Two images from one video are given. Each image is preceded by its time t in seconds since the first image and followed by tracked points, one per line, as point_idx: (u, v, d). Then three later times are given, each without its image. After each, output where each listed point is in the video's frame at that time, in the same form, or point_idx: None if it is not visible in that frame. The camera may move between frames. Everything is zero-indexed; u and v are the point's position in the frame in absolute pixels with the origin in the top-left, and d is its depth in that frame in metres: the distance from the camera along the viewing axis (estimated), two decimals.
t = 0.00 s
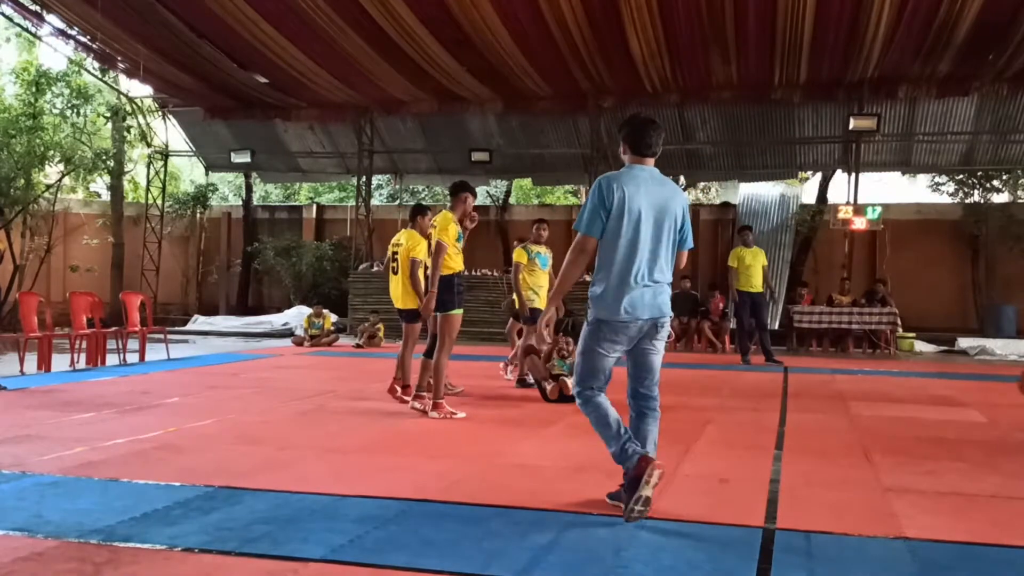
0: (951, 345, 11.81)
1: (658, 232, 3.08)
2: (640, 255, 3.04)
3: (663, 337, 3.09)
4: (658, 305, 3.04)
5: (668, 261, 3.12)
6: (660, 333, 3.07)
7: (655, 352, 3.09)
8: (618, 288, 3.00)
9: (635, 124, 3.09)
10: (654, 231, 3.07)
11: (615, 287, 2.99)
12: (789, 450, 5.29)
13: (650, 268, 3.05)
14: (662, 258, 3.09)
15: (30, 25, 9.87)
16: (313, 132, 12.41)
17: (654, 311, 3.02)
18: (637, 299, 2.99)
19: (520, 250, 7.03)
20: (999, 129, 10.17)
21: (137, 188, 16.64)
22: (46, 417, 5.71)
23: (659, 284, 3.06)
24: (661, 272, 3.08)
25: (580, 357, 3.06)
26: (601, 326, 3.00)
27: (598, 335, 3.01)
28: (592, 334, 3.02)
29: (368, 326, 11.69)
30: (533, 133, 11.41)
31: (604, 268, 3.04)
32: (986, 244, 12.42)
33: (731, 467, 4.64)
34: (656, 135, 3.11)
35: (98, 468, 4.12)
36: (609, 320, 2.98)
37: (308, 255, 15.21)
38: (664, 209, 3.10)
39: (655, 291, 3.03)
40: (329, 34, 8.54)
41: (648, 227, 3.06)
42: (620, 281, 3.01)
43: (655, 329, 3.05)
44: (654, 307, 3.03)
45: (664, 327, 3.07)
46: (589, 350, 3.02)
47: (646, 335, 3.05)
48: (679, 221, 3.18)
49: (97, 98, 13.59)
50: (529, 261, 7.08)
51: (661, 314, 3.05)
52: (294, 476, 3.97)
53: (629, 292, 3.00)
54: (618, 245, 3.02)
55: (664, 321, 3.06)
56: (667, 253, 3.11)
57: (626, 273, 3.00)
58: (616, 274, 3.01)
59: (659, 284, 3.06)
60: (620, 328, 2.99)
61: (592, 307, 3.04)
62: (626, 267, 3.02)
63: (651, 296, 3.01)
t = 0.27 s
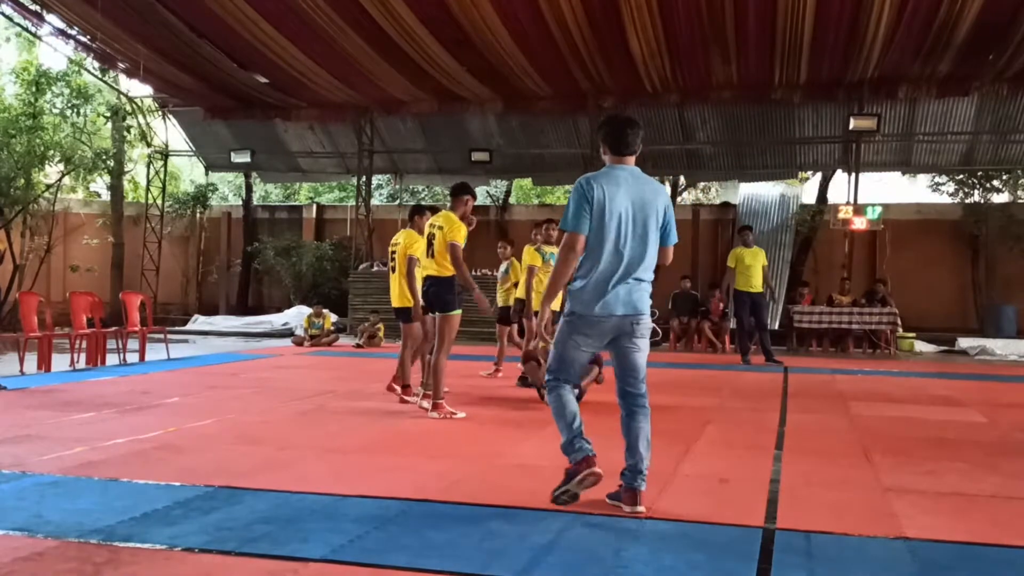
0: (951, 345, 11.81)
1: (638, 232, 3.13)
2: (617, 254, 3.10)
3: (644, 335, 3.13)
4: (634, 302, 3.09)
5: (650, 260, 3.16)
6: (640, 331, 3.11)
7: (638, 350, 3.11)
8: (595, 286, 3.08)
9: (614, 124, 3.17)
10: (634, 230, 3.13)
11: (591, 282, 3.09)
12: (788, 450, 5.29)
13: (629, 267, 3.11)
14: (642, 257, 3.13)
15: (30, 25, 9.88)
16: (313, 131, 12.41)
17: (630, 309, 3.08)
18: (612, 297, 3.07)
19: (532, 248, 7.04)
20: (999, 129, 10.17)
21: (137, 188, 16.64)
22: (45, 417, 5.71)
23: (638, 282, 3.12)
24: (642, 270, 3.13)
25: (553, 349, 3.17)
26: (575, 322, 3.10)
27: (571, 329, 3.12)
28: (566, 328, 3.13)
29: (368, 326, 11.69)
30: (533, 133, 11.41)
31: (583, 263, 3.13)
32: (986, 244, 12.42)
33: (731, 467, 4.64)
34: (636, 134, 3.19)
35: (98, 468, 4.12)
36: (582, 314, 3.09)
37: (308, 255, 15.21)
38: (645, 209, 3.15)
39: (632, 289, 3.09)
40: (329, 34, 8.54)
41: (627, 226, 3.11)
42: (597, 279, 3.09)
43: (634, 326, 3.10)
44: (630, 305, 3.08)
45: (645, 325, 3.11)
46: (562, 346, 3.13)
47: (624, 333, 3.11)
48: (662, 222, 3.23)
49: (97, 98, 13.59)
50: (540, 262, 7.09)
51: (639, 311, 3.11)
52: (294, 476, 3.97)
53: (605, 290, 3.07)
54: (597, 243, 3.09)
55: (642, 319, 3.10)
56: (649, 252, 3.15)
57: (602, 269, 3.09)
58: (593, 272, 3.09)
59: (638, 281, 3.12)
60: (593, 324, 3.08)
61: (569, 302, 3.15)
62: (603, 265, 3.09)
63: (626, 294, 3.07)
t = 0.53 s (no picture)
0: (951, 346, 11.80)
1: (604, 234, 3.10)
2: (585, 258, 3.08)
3: (619, 337, 3.09)
4: (606, 305, 3.07)
5: (619, 260, 3.13)
6: (614, 334, 3.07)
7: (615, 354, 3.08)
8: (562, 294, 3.06)
9: (574, 126, 3.14)
10: (600, 232, 3.10)
11: (561, 288, 3.06)
12: (789, 451, 5.29)
13: (597, 271, 3.08)
14: (610, 259, 3.11)
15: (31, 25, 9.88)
16: (314, 131, 12.41)
17: (600, 312, 3.05)
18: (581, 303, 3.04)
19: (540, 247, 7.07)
20: (1000, 129, 10.15)
21: (138, 187, 16.65)
22: (46, 416, 5.72)
23: (606, 284, 3.09)
24: (611, 272, 3.10)
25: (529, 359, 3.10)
26: (546, 329, 3.07)
27: (544, 337, 3.06)
28: (539, 336, 3.07)
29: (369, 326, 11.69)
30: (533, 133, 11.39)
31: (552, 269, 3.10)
32: (986, 244, 12.39)
33: (731, 467, 4.64)
34: (597, 135, 3.15)
35: (98, 467, 4.12)
36: (554, 320, 3.05)
37: (309, 255, 15.22)
38: (610, 210, 3.12)
39: (601, 292, 3.07)
40: (330, 33, 8.53)
41: (591, 230, 3.09)
42: (564, 286, 3.06)
43: (609, 329, 3.06)
44: (601, 309, 3.05)
45: (618, 327, 3.08)
46: (535, 352, 3.08)
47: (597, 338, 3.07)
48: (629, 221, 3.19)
49: (98, 98, 13.59)
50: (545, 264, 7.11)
51: (612, 313, 3.08)
52: (294, 476, 3.98)
53: (573, 296, 3.05)
54: (562, 250, 3.07)
55: (614, 321, 3.07)
56: (616, 253, 3.12)
57: (571, 274, 3.06)
58: (560, 279, 3.07)
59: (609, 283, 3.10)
60: (564, 330, 3.05)
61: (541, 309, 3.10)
62: (570, 271, 3.07)
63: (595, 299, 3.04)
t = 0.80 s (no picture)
0: (952, 346, 11.80)
1: (557, 229, 2.98)
2: (540, 254, 2.96)
3: (582, 333, 2.94)
4: (567, 299, 2.92)
5: (577, 253, 3.00)
6: (576, 330, 2.93)
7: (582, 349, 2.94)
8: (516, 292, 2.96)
9: (517, 120, 3.03)
10: (553, 227, 2.98)
11: (517, 286, 2.95)
12: (789, 451, 5.29)
13: (552, 267, 2.96)
14: (567, 253, 2.97)
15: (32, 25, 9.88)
16: (315, 131, 12.42)
17: (558, 307, 2.91)
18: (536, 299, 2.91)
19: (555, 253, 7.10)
20: (1001, 129, 10.14)
21: (139, 187, 16.66)
22: (46, 416, 5.72)
23: (564, 279, 2.95)
24: (568, 266, 2.97)
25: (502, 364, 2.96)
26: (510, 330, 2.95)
27: (509, 338, 2.95)
28: (505, 338, 2.96)
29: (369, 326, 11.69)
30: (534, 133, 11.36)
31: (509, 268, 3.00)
32: (987, 244, 12.36)
33: (731, 467, 4.63)
34: (545, 127, 3.04)
35: (99, 467, 4.13)
36: (515, 319, 2.94)
37: (309, 255, 15.22)
38: (563, 202, 3.00)
39: (559, 287, 2.93)
40: (330, 33, 8.53)
41: (542, 226, 2.97)
42: (518, 284, 2.97)
43: (572, 324, 2.92)
44: (559, 305, 2.91)
45: (579, 322, 2.93)
46: (500, 354, 2.98)
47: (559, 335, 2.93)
48: (586, 212, 3.05)
49: (99, 98, 13.60)
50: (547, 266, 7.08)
51: (574, 308, 2.93)
52: (294, 476, 3.98)
53: (528, 294, 2.93)
54: (513, 248, 2.98)
55: (575, 316, 2.92)
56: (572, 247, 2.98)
57: (527, 270, 2.95)
58: (514, 278, 2.98)
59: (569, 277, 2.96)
60: (529, 328, 2.91)
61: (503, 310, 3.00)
62: (523, 269, 2.96)
63: (551, 295, 2.91)
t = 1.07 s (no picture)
0: (953, 346, 11.79)
1: (524, 226, 2.92)
2: (505, 253, 2.92)
3: (549, 332, 2.86)
4: (530, 300, 2.85)
5: (544, 252, 2.92)
6: (542, 330, 2.86)
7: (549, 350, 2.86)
8: (484, 292, 2.95)
9: (484, 115, 3.00)
10: (519, 224, 2.92)
11: (485, 288, 2.93)
12: (789, 451, 5.30)
13: (519, 265, 2.90)
14: (534, 251, 2.91)
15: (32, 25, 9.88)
16: (315, 131, 12.43)
17: (521, 307, 2.85)
18: (500, 298, 2.88)
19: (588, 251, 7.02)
20: (1001, 129, 10.13)
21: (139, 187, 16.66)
22: (47, 416, 5.73)
23: (530, 277, 2.88)
24: (535, 264, 2.90)
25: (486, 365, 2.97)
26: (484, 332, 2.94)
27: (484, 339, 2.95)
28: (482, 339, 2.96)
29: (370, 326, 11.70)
30: (534, 133, 11.34)
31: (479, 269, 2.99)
32: (988, 244, 12.34)
33: (731, 467, 4.63)
34: (515, 123, 2.99)
35: (99, 467, 4.13)
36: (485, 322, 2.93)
37: (309, 255, 15.23)
38: (528, 199, 2.93)
39: (524, 287, 2.87)
40: (330, 33, 8.52)
41: (508, 223, 2.93)
42: (487, 284, 2.95)
43: (537, 325, 2.85)
44: (522, 303, 2.85)
45: (545, 322, 2.85)
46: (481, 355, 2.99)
47: (526, 334, 2.88)
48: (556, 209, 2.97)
49: (99, 98, 13.61)
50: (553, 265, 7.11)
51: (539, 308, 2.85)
52: (295, 475, 3.98)
53: (493, 294, 2.91)
54: (482, 247, 2.96)
55: (539, 315, 2.85)
56: (539, 246, 2.91)
57: (493, 271, 2.93)
58: (484, 276, 2.96)
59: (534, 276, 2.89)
60: (497, 330, 2.89)
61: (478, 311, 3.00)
62: (491, 267, 2.94)
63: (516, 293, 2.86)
